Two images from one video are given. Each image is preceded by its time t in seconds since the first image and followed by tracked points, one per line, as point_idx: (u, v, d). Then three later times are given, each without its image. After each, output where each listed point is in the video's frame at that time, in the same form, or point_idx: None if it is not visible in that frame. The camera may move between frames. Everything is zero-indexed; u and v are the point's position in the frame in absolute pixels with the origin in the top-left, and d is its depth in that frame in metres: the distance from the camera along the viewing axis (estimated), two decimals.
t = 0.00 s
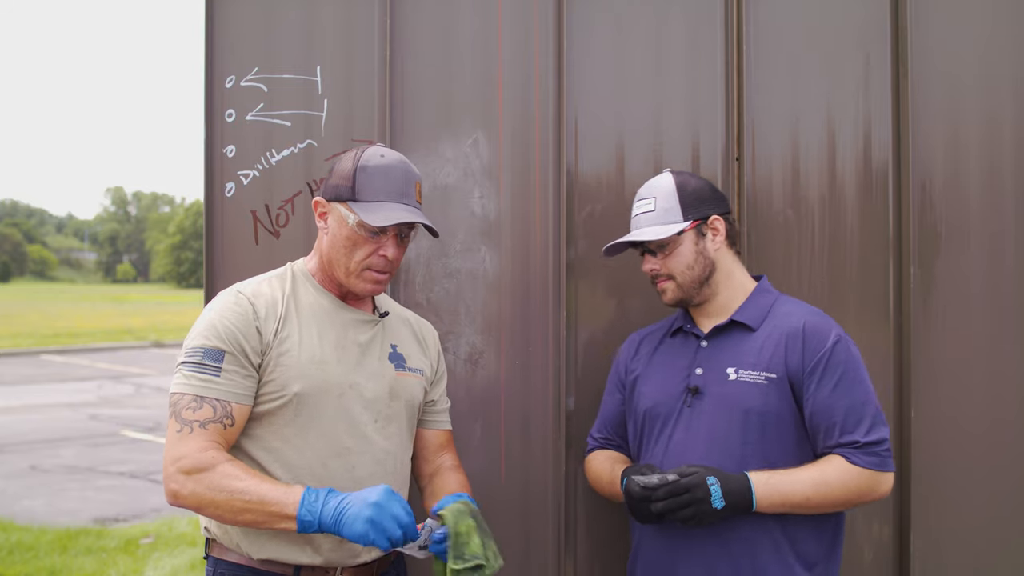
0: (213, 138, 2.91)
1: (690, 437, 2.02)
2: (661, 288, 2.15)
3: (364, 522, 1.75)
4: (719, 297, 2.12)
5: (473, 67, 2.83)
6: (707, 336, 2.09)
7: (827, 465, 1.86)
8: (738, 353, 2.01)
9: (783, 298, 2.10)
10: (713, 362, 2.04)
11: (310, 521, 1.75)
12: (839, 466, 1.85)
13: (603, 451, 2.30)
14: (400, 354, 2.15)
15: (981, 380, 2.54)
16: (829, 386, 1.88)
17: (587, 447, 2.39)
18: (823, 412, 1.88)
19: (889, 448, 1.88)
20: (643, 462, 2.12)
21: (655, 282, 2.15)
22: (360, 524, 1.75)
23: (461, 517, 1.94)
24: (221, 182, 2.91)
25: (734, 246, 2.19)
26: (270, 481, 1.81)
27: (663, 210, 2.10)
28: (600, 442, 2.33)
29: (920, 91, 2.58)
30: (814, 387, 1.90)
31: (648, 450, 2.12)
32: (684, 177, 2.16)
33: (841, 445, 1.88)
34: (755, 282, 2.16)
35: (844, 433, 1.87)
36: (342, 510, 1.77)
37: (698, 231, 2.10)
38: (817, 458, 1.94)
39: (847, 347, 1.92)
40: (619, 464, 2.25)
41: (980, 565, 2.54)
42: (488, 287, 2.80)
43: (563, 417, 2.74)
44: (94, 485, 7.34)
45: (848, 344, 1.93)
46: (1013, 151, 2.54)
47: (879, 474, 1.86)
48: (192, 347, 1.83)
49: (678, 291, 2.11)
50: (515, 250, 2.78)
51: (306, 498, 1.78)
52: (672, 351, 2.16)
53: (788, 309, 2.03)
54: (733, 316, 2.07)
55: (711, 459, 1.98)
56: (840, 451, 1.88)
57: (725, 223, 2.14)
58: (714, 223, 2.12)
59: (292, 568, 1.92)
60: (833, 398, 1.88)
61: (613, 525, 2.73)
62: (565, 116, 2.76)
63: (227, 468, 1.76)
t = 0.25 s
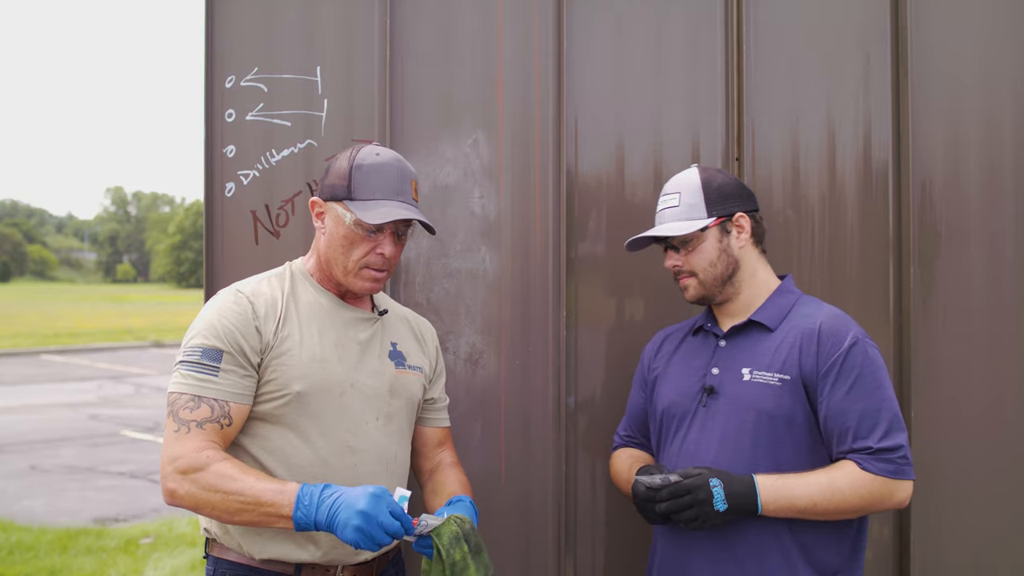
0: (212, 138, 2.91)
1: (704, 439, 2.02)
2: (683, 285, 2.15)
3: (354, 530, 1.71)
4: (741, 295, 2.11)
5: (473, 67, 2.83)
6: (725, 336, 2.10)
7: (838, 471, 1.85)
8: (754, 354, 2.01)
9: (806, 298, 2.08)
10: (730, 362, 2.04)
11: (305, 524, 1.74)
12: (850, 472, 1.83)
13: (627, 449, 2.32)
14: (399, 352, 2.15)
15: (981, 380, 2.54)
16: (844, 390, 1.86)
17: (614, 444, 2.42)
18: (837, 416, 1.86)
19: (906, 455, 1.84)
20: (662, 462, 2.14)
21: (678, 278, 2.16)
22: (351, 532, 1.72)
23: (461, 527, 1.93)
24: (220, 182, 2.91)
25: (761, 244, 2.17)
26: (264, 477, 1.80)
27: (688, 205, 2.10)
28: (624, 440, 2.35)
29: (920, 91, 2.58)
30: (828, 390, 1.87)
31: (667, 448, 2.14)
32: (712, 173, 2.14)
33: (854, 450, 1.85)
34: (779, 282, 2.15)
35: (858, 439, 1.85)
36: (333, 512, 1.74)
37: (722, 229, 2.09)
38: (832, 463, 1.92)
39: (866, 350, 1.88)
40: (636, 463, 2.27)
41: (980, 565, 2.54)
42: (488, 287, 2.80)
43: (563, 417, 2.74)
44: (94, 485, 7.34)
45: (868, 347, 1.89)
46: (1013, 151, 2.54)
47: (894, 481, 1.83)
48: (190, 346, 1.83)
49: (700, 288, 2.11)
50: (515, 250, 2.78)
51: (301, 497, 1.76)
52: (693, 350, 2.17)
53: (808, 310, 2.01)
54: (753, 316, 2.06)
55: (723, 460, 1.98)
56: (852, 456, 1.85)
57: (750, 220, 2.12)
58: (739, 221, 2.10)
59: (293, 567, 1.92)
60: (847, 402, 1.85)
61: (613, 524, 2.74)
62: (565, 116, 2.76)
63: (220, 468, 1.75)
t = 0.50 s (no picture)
0: (213, 138, 2.91)
1: (714, 441, 2.03)
2: (700, 283, 2.16)
3: (354, 523, 1.71)
4: (759, 295, 2.10)
5: (473, 67, 2.83)
6: (739, 337, 2.10)
7: (844, 475, 1.84)
8: (766, 356, 2.01)
9: (823, 301, 2.07)
10: (742, 363, 2.05)
11: (311, 523, 1.74)
12: (857, 478, 1.82)
13: (645, 448, 2.33)
14: (400, 352, 2.15)
15: (981, 380, 2.54)
16: (853, 394, 1.85)
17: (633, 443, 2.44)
18: (846, 420, 1.86)
19: (915, 463, 1.83)
20: (675, 463, 2.15)
21: (695, 276, 2.16)
22: (351, 525, 1.71)
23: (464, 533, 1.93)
24: (220, 182, 2.91)
25: (782, 245, 2.15)
26: (265, 475, 1.80)
27: (707, 203, 2.10)
28: (642, 439, 2.36)
29: (920, 92, 2.58)
30: (838, 394, 1.87)
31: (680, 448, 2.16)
32: (733, 171, 2.13)
33: (862, 457, 1.84)
34: (798, 282, 2.13)
35: (865, 445, 1.84)
36: (335, 507, 1.73)
37: (741, 228, 2.09)
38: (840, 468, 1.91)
39: (879, 355, 1.87)
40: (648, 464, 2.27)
41: (980, 565, 2.54)
42: (488, 287, 2.80)
43: (563, 417, 2.74)
44: (94, 485, 7.34)
45: (881, 352, 1.88)
46: (1013, 151, 2.54)
47: (901, 489, 1.81)
48: (192, 348, 1.83)
49: (716, 287, 2.11)
50: (515, 250, 2.78)
51: (303, 495, 1.76)
52: (708, 349, 2.18)
53: (822, 313, 2.00)
54: (766, 317, 2.06)
55: (732, 461, 1.99)
56: (860, 463, 1.84)
57: (770, 220, 2.11)
58: (759, 220, 2.09)
59: (295, 567, 1.92)
60: (856, 406, 1.84)
61: (613, 524, 2.74)
62: (565, 116, 2.76)
63: (222, 468, 1.75)
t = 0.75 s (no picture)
0: (213, 138, 2.91)
1: (718, 440, 2.03)
2: (708, 282, 2.16)
3: (344, 504, 1.69)
4: (768, 296, 2.10)
5: (473, 67, 2.83)
6: (745, 338, 2.10)
7: (844, 479, 1.84)
8: (772, 357, 2.01)
9: (831, 303, 2.07)
10: (748, 363, 2.05)
11: (302, 507, 1.72)
12: (858, 482, 1.81)
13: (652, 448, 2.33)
14: (400, 352, 2.15)
15: (981, 380, 2.54)
16: (858, 398, 1.85)
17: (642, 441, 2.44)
18: (850, 424, 1.85)
19: (918, 469, 1.82)
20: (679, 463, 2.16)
21: (704, 275, 2.16)
22: (342, 506, 1.69)
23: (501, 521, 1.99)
24: (220, 183, 2.91)
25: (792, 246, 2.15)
26: (259, 467, 1.79)
27: (718, 201, 2.10)
28: (649, 439, 2.36)
29: (920, 92, 2.58)
30: (843, 397, 1.87)
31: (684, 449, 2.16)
32: (745, 170, 2.13)
33: (864, 461, 1.84)
34: (807, 283, 2.13)
35: (868, 450, 1.84)
36: (325, 489, 1.72)
37: (751, 227, 2.08)
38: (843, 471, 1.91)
39: (885, 360, 1.87)
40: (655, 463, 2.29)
41: (980, 565, 2.54)
42: (489, 287, 2.80)
43: (563, 417, 2.74)
44: (94, 485, 7.34)
45: (887, 356, 1.88)
46: (1013, 151, 2.54)
47: (903, 495, 1.81)
48: (191, 349, 1.83)
49: (724, 287, 2.11)
50: (515, 250, 2.78)
51: (293, 479, 1.75)
52: (715, 349, 2.18)
53: (829, 316, 2.00)
54: (773, 319, 2.06)
55: (735, 461, 1.99)
56: (862, 467, 1.84)
57: (780, 220, 2.11)
58: (769, 220, 2.09)
59: (297, 568, 1.92)
60: (861, 410, 1.84)
61: (613, 524, 2.73)
62: (565, 116, 2.76)
63: (215, 463, 1.75)
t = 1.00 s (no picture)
0: (213, 138, 2.91)
1: (716, 441, 2.03)
2: (708, 280, 2.15)
3: (326, 523, 1.69)
4: (767, 295, 2.10)
5: (473, 67, 2.83)
6: (745, 337, 2.10)
7: (842, 479, 1.84)
8: (771, 357, 2.01)
9: (830, 304, 2.07)
10: (747, 363, 2.05)
11: (284, 516, 1.72)
12: (855, 483, 1.82)
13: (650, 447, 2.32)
14: (402, 353, 2.15)
15: (981, 380, 2.54)
16: (856, 398, 1.85)
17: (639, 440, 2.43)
18: (847, 425, 1.86)
19: (915, 471, 1.82)
20: (676, 461, 2.16)
21: (703, 273, 2.16)
22: (325, 524, 1.70)
23: (558, 514, 1.99)
24: (220, 182, 2.91)
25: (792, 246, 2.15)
26: (243, 470, 1.79)
27: (719, 200, 2.09)
28: (647, 438, 2.36)
29: (920, 91, 2.58)
30: (840, 397, 1.87)
31: (681, 448, 2.16)
32: (747, 169, 2.13)
33: (861, 462, 1.84)
34: (806, 283, 2.13)
35: (865, 451, 1.84)
36: (309, 503, 1.72)
37: (752, 227, 2.08)
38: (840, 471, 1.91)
39: (883, 361, 1.87)
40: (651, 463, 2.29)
41: (980, 565, 2.54)
42: (489, 287, 2.80)
43: (563, 417, 2.74)
44: (94, 485, 7.34)
45: (886, 357, 1.88)
46: (1013, 151, 2.54)
47: (900, 496, 1.81)
48: (189, 345, 1.83)
49: (724, 285, 2.11)
50: (515, 250, 2.78)
51: (276, 487, 1.74)
52: (714, 348, 2.17)
53: (828, 316, 2.00)
54: (772, 319, 2.06)
55: (733, 460, 1.99)
56: (859, 468, 1.84)
57: (781, 220, 2.11)
58: (770, 220, 2.09)
59: (300, 569, 1.91)
60: (858, 410, 1.85)
61: (613, 524, 2.73)
62: (565, 116, 2.76)
63: (198, 463, 1.75)
